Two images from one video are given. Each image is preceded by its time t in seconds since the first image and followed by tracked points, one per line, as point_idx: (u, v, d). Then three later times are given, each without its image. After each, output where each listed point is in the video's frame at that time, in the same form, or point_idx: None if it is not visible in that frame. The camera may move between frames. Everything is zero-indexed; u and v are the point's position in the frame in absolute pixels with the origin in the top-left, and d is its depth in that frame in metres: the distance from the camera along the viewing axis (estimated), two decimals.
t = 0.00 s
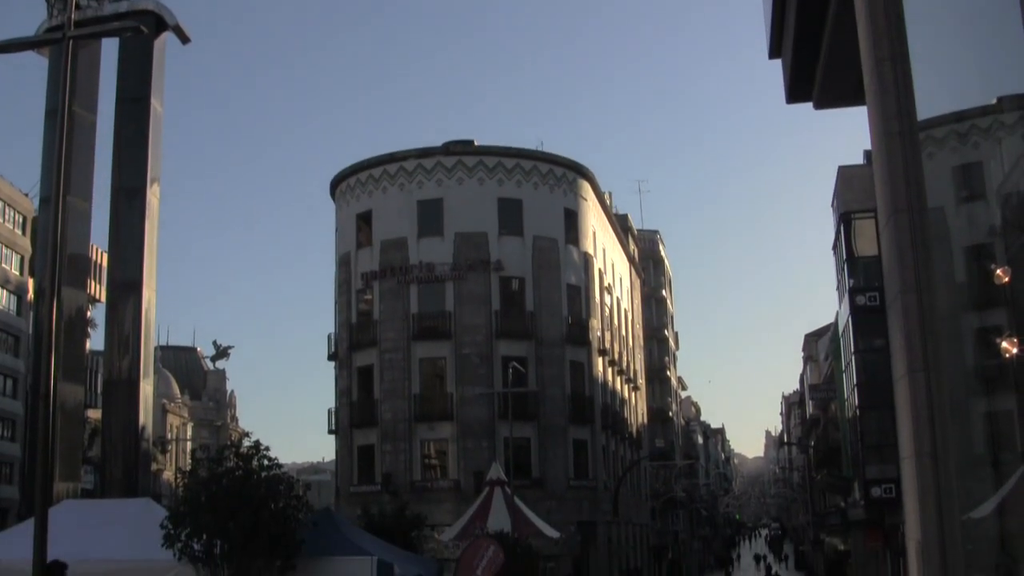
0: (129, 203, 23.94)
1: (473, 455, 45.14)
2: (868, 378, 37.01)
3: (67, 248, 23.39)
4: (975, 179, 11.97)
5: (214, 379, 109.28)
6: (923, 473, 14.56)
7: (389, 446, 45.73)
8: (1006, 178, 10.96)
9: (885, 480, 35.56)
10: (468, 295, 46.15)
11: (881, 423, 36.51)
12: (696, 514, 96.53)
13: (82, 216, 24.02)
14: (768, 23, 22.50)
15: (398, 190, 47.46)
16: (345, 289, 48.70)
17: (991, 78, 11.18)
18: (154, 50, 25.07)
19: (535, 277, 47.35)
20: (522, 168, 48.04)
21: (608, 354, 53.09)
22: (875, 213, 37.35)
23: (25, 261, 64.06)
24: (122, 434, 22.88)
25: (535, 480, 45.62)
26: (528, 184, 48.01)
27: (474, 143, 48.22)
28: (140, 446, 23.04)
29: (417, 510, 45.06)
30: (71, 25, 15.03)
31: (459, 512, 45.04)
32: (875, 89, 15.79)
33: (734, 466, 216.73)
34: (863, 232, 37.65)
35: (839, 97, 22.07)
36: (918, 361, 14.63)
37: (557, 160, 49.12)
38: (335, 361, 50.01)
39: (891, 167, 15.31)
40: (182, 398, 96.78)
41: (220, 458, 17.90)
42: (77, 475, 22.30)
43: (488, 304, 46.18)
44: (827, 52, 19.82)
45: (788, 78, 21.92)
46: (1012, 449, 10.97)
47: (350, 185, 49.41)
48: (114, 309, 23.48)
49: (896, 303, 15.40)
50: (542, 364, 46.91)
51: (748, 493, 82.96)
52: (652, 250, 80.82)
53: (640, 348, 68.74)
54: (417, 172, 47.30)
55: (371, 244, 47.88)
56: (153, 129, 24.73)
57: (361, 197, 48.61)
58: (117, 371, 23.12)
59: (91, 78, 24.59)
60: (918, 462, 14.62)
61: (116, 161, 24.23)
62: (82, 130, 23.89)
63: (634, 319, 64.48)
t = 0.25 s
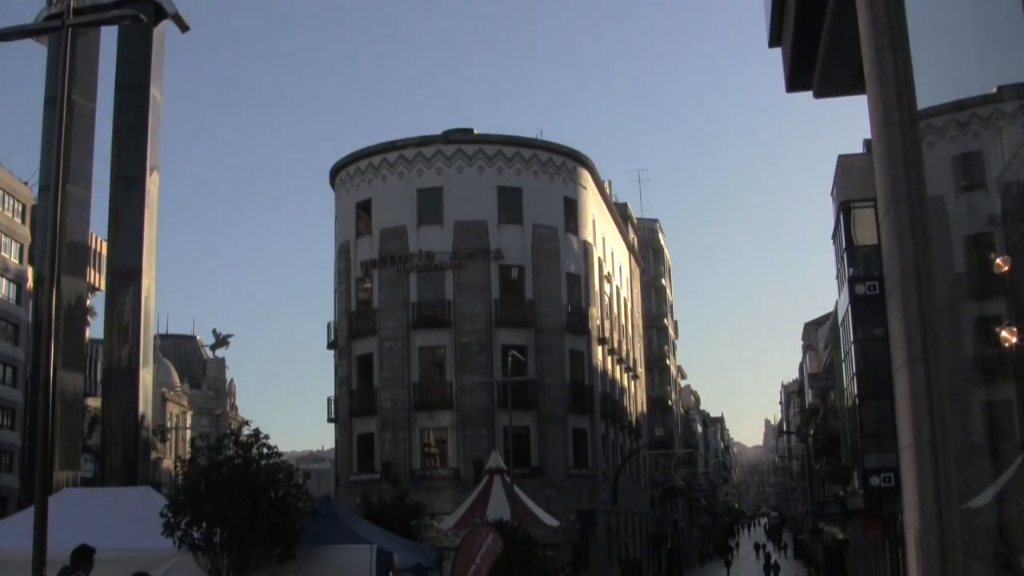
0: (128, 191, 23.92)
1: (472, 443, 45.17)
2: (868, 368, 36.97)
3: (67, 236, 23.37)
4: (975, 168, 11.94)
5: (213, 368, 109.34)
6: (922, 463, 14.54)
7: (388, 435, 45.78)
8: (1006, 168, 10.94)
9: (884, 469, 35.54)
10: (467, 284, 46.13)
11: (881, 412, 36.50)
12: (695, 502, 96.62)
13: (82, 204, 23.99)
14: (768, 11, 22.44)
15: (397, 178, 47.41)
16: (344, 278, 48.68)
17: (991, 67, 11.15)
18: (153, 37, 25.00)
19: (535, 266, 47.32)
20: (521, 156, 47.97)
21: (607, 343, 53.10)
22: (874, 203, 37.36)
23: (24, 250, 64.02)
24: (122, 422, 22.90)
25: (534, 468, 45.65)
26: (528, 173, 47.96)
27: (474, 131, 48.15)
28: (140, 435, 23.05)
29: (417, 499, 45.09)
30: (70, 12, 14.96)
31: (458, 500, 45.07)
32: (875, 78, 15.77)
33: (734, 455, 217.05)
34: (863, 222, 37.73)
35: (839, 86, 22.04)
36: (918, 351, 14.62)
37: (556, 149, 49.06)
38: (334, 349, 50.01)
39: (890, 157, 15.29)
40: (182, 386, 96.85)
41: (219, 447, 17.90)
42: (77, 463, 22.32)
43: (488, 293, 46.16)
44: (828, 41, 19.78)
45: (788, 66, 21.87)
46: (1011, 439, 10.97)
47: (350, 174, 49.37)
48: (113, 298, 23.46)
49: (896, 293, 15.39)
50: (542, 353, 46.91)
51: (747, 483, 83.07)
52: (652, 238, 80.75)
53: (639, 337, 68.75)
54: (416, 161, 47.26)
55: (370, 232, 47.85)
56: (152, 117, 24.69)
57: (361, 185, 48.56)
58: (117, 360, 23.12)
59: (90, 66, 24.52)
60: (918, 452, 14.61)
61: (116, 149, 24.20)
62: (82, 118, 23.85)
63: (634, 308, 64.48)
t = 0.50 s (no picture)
0: (128, 181, 23.90)
1: (472, 434, 45.22)
2: (867, 359, 36.97)
3: (67, 227, 23.36)
4: (975, 159, 11.93)
5: (213, 358, 109.39)
6: (921, 453, 14.53)
7: (388, 426, 45.82)
8: (1006, 159, 10.93)
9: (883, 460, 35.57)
10: (467, 274, 46.13)
11: (880, 402, 36.50)
12: (695, 493, 96.75)
13: (82, 195, 23.96)
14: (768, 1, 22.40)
15: (397, 169, 47.38)
16: (344, 268, 48.67)
17: (991, 58, 11.14)
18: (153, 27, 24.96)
19: (534, 256, 47.30)
20: (521, 147, 47.93)
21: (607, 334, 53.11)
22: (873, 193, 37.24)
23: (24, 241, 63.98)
24: (122, 413, 22.92)
25: (533, 459, 45.71)
26: (528, 164, 47.92)
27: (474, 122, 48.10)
28: (140, 425, 23.07)
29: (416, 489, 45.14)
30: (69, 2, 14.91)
31: (458, 491, 45.14)
32: (875, 69, 15.75)
33: (733, 446, 217.26)
34: (863, 212, 37.60)
35: (840, 77, 22.01)
36: (917, 341, 14.62)
37: (556, 139, 49.01)
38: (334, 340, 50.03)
39: (891, 147, 15.27)
40: (182, 376, 96.89)
41: (219, 437, 17.89)
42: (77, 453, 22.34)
43: (488, 283, 46.15)
44: (828, 31, 19.75)
45: (789, 57, 21.83)
46: (1010, 430, 10.98)
47: (350, 164, 49.33)
48: (113, 289, 23.45)
49: (895, 284, 15.38)
50: (541, 343, 46.93)
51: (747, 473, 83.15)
52: (652, 229, 80.71)
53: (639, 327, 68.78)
54: (416, 151, 47.22)
55: (370, 223, 47.83)
56: (152, 107, 24.65)
57: (361, 176, 48.54)
58: (117, 350, 23.14)
59: (89, 56, 24.48)
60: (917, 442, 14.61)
61: (116, 139, 24.17)
62: (81, 108, 23.82)
63: (633, 299, 64.50)
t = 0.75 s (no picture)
0: (128, 172, 23.87)
1: (471, 424, 45.25)
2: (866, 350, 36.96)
3: (66, 218, 23.33)
4: (976, 150, 11.91)
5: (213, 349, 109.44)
6: (920, 444, 14.53)
7: (388, 417, 45.85)
8: (1006, 150, 10.91)
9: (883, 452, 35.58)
10: (466, 265, 46.13)
11: (880, 393, 36.57)
12: (694, 484, 96.82)
13: (81, 186, 23.93)
14: None
15: (397, 159, 47.33)
16: (344, 259, 48.67)
17: (991, 49, 11.11)
18: (152, 16, 24.88)
19: (534, 247, 47.27)
20: (521, 138, 47.85)
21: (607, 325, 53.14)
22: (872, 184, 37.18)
23: (24, 231, 63.92)
24: (122, 404, 22.93)
25: (533, 450, 45.74)
26: (527, 154, 47.85)
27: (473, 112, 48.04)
28: (140, 416, 23.07)
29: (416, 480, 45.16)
30: None
31: (457, 481, 45.18)
32: (875, 61, 15.71)
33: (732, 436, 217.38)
34: (863, 203, 37.57)
35: (840, 68, 21.95)
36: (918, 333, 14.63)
37: (556, 130, 48.94)
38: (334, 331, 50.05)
39: (891, 139, 15.24)
40: (181, 367, 96.95)
41: (219, 429, 17.88)
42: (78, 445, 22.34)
43: (487, 275, 46.13)
44: (829, 22, 19.71)
45: (789, 48, 21.77)
46: (1010, 422, 10.99)
47: (350, 155, 49.30)
48: (113, 280, 23.43)
49: (896, 275, 15.37)
50: (541, 334, 46.94)
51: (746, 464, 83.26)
52: (651, 220, 80.65)
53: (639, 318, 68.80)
54: (416, 142, 47.16)
55: (370, 213, 47.81)
56: (152, 98, 24.60)
57: (361, 166, 48.50)
58: (117, 341, 23.13)
59: (88, 46, 24.41)
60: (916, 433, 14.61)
61: (115, 130, 24.12)
62: (81, 99, 23.76)
63: (633, 290, 64.51)
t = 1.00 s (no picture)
0: (126, 160, 23.83)
1: (470, 413, 45.29)
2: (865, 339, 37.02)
3: (64, 206, 23.31)
4: (975, 140, 11.90)
5: (212, 337, 109.46)
6: (919, 432, 14.55)
7: (387, 405, 45.90)
8: (1005, 139, 10.92)
9: (881, 440, 35.67)
10: (465, 254, 46.11)
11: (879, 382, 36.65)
12: (693, 473, 97.01)
13: (80, 174, 23.89)
14: None
15: (396, 148, 47.26)
16: (343, 247, 48.65)
17: (991, 38, 11.09)
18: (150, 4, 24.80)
19: (533, 235, 47.22)
20: (520, 126, 47.76)
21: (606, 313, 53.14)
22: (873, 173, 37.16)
23: (22, 219, 63.84)
24: (121, 392, 22.93)
25: (532, 438, 45.82)
26: (527, 143, 47.78)
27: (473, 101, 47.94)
28: (139, 404, 23.08)
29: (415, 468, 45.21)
30: None
31: (456, 470, 45.24)
32: (875, 49, 15.66)
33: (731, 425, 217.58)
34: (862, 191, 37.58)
35: (840, 57, 21.90)
36: (917, 322, 14.65)
37: (556, 118, 48.85)
38: (333, 319, 50.06)
39: (890, 127, 15.21)
40: (180, 355, 96.98)
41: (218, 417, 17.90)
42: (75, 432, 22.37)
43: (487, 263, 46.11)
44: (829, 11, 19.66)
45: (788, 36, 21.72)
46: (1008, 410, 11.00)
47: (349, 143, 49.21)
48: (112, 268, 23.41)
49: (894, 265, 15.37)
50: (540, 323, 46.95)
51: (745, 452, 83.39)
52: (651, 208, 80.63)
53: (638, 306, 68.88)
54: (415, 130, 47.08)
55: (369, 202, 47.76)
56: (151, 86, 24.54)
57: (360, 155, 48.43)
58: (116, 329, 23.13)
59: (87, 34, 24.35)
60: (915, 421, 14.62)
61: (114, 119, 24.07)
62: (79, 87, 23.71)
63: (632, 278, 64.53)
